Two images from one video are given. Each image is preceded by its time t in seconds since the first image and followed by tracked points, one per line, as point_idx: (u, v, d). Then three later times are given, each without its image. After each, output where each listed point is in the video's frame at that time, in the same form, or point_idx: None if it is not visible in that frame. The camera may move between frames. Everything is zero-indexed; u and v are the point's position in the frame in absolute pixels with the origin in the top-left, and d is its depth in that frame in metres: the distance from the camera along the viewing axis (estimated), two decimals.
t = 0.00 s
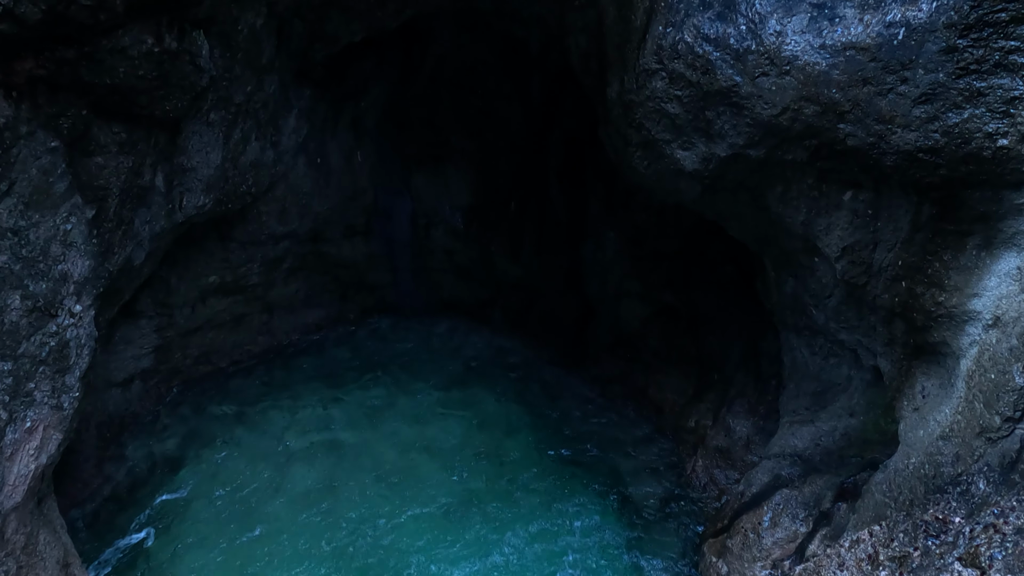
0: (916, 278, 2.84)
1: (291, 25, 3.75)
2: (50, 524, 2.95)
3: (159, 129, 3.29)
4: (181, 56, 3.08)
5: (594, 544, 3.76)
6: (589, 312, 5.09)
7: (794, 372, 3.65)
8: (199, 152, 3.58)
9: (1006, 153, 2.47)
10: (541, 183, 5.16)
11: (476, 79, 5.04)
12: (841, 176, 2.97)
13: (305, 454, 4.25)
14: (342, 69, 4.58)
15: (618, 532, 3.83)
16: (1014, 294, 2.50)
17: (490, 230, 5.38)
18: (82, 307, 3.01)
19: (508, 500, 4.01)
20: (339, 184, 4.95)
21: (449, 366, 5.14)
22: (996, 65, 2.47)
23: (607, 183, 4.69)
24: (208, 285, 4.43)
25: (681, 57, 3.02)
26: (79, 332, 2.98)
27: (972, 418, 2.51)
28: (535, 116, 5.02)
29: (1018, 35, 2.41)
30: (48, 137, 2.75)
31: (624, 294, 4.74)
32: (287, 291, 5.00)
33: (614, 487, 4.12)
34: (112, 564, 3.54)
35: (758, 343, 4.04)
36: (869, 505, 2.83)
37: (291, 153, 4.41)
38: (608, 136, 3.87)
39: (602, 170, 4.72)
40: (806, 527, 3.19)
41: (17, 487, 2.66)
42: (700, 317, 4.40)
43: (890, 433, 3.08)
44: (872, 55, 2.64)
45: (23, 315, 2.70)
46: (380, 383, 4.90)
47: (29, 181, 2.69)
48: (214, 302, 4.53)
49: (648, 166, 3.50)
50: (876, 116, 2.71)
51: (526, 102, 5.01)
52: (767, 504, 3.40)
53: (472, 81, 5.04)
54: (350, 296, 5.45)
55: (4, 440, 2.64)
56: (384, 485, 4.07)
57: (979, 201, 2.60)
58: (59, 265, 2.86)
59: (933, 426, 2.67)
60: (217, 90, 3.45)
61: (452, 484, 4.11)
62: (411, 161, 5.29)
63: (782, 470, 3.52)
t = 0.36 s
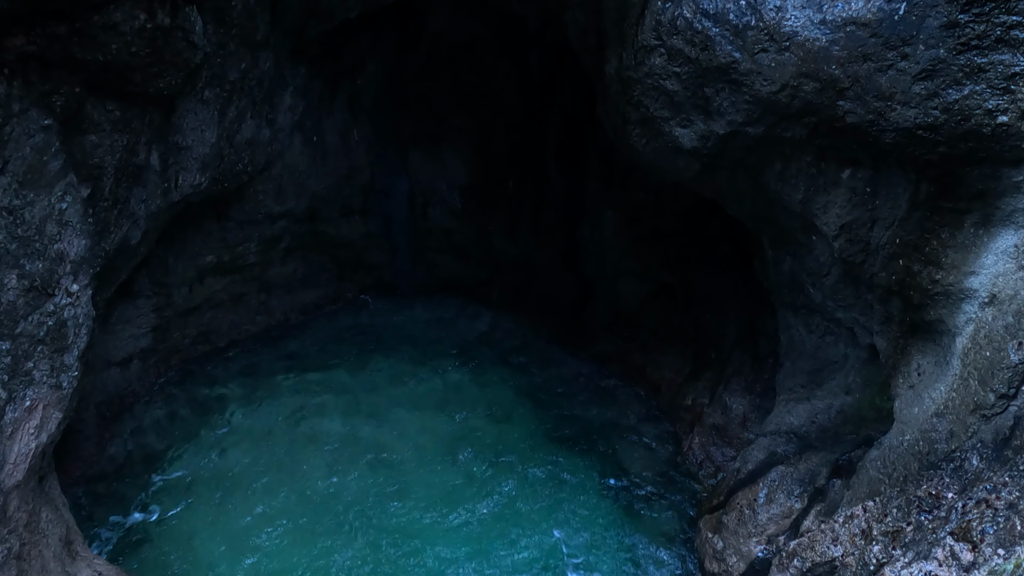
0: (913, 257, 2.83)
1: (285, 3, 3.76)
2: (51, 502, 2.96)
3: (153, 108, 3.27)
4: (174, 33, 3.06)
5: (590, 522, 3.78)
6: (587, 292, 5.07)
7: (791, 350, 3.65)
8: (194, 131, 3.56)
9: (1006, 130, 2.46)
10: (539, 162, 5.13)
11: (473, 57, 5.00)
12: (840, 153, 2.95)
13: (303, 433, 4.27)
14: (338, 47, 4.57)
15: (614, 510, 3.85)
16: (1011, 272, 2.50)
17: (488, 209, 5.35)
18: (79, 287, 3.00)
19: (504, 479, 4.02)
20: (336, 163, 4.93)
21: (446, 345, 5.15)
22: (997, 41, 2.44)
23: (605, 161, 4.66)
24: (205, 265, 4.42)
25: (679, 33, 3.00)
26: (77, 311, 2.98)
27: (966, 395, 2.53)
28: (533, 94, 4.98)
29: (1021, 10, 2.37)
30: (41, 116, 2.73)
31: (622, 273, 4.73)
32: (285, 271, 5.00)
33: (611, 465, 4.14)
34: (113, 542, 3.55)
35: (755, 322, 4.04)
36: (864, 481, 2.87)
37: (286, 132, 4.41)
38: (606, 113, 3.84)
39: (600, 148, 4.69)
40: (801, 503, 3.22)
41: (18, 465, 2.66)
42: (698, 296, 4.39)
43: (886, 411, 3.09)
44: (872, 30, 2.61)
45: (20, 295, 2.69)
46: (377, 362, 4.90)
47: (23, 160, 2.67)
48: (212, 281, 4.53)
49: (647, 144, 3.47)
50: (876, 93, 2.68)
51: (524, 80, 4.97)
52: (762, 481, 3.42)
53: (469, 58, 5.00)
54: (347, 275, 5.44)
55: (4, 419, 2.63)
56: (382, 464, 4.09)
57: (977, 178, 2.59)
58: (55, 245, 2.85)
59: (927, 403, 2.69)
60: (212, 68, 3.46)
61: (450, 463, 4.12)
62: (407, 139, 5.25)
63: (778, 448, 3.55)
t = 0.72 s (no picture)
0: (911, 235, 2.82)
1: None
2: (52, 481, 2.97)
3: (147, 86, 3.27)
4: (166, 8, 3.06)
5: (587, 501, 3.79)
6: (585, 271, 5.06)
7: (788, 328, 3.66)
8: (189, 109, 3.57)
9: (1006, 106, 2.45)
10: (537, 140, 5.09)
11: (470, 33, 4.94)
12: (839, 131, 2.92)
13: (302, 412, 4.27)
14: (334, 23, 4.52)
15: (611, 489, 3.86)
16: (1008, 249, 2.50)
17: (486, 187, 5.32)
18: (76, 267, 2.98)
19: (502, 457, 4.04)
20: (332, 141, 4.90)
21: (443, 324, 5.14)
22: (999, 16, 2.43)
23: (604, 139, 4.63)
24: (202, 245, 4.40)
25: (678, 8, 2.96)
26: (74, 291, 2.95)
27: (961, 372, 2.53)
28: (530, 71, 4.94)
29: None
30: (34, 94, 2.71)
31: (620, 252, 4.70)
32: (282, 250, 4.98)
33: (607, 444, 4.15)
34: (115, 520, 3.58)
35: (752, 301, 4.03)
36: (859, 458, 2.88)
37: (281, 110, 4.39)
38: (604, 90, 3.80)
39: (598, 127, 4.65)
40: (796, 480, 3.24)
41: (18, 445, 2.65)
42: (696, 275, 4.38)
43: (881, 389, 3.09)
44: (872, 5, 2.61)
45: (16, 274, 2.66)
46: (374, 342, 4.90)
47: (16, 138, 2.66)
48: (209, 261, 4.51)
49: (645, 122, 3.44)
50: (876, 70, 2.67)
51: (521, 57, 4.93)
52: (758, 459, 3.44)
53: (466, 34, 4.95)
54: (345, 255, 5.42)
55: (4, 398, 2.61)
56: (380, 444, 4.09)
57: (977, 156, 2.58)
58: (51, 224, 2.82)
59: (923, 381, 2.69)
60: (205, 45, 3.47)
61: (449, 442, 4.14)
62: (404, 117, 5.21)
63: (775, 425, 3.56)
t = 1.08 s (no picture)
0: (909, 212, 2.81)
1: None
2: (53, 458, 2.98)
3: (140, 62, 3.26)
4: None
5: (584, 480, 3.81)
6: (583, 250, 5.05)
7: (785, 307, 3.66)
8: (184, 86, 3.58)
9: (1006, 82, 2.42)
10: (534, 118, 5.03)
11: (467, 10, 4.88)
12: (839, 108, 2.90)
13: (299, 391, 4.28)
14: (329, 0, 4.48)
15: (608, 469, 3.87)
16: (1006, 227, 2.49)
17: (483, 166, 5.27)
18: (72, 245, 2.96)
19: (500, 435, 4.06)
20: (328, 119, 4.87)
21: (439, 303, 5.14)
22: None
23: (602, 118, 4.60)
24: (198, 224, 4.38)
25: None
26: (70, 270, 2.94)
27: (956, 349, 2.53)
28: (528, 48, 4.89)
29: None
30: (25, 70, 2.68)
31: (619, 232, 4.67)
32: (280, 230, 4.97)
33: (605, 422, 4.16)
34: (115, 498, 3.59)
35: (750, 280, 4.05)
36: (854, 434, 2.89)
37: (277, 88, 4.36)
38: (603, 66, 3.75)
39: (598, 105, 4.60)
40: (792, 456, 3.26)
41: (18, 424, 2.65)
42: (694, 254, 4.37)
43: (877, 365, 3.08)
44: None
45: (12, 253, 2.64)
46: (372, 321, 4.90)
47: (9, 117, 2.61)
48: (206, 241, 4.50)
49: (644, 99, 3.41)
50: (876, 45, 2.66)
51: (518, 35, 4.87)
52: (754, 436, 3.45)
53: (462, 11, 4.89)
54: (342, 234, 5.41)
55: (3, 376, 2.61)
56: (378, 424, 4.09)
57: (977, 132, 2.56)
58: (45, 203, 2.80)
59: (919, 358, 2.70)
60: (198, 20, 3.46)
61: (448, 421, 4.14)
62: (400, 95, 5.16)
63: (771, 403, 3.56)
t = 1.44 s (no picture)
0: (909, 189, 2.80)
1: None
2: (55, 435, 2.98)
3: (134, 37, 3.22)
4: None
5: (582, 457, 3.82)
6: (582, 228, 5.03)
7: (784, 284, 3.66)
8: (179, 61, 3.52)
9: (1010, 57, 2.39)
10: (534, 95, 4.99)
11: None
12: (840, 84, 2.88)
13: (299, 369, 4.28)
14: None
15: (606, 447, 3.88)
16: (1006, 204, 2.49)
17: (483, 143, 5.25)
18: (69, 222, 2.95)
19: (498, 413, 4.06)
20: (326, 96, 4.82)
21: (438, 281, 5.14)
22: None
23: (602, 94, 4.55)
24: (196, 202, 4.37)
25: None
26: (68, 248, 2.92)
27: (954, 326, 2.53)
28: (527, 24, 4.83)
29: None
30: (18, 45, 2.63)
31: (619, 210, 4.64)
32: (279, 207, 4.95)
33: (603, 399, 4.17)
34: (115, 475, 3.60)
35: (749, 258, 4.02)
36: (850, 411, 2.91)
37: (273, 63, 4.31)
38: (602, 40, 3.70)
39: (597, 81, 4.56)
40: (789, 433, 3.29)
41: (19, 400, 2.64)
42: (694, 232, 4.34)
43: (875, 343, 3.08)
44: None
45: (10, 230, 2.63)
46: (371, 299, 4.90)
47: (3, 92, 2.58)
48: (204, 218, 4.48)
49: (643, 74, 3.36)
50: (879, 19, 2.62)
51: (517, 9, 4.81)
52: (752, 413, 3.47)
53: None
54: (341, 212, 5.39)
55: (4, 353, 2.60)
56: (378, 401, 4.11)
57: (978, 108, 2.53)
58: (42, 179, 2.78)
59: (916, 335, 2.70)
60: None
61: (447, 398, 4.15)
62: (399, 72, 5.12)
63: (769, 380, 3.57)
